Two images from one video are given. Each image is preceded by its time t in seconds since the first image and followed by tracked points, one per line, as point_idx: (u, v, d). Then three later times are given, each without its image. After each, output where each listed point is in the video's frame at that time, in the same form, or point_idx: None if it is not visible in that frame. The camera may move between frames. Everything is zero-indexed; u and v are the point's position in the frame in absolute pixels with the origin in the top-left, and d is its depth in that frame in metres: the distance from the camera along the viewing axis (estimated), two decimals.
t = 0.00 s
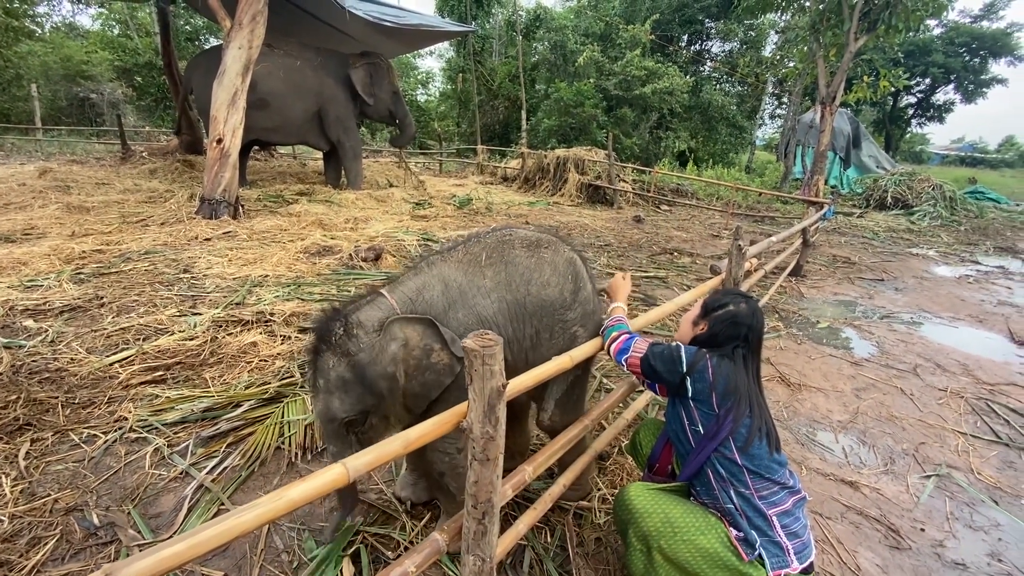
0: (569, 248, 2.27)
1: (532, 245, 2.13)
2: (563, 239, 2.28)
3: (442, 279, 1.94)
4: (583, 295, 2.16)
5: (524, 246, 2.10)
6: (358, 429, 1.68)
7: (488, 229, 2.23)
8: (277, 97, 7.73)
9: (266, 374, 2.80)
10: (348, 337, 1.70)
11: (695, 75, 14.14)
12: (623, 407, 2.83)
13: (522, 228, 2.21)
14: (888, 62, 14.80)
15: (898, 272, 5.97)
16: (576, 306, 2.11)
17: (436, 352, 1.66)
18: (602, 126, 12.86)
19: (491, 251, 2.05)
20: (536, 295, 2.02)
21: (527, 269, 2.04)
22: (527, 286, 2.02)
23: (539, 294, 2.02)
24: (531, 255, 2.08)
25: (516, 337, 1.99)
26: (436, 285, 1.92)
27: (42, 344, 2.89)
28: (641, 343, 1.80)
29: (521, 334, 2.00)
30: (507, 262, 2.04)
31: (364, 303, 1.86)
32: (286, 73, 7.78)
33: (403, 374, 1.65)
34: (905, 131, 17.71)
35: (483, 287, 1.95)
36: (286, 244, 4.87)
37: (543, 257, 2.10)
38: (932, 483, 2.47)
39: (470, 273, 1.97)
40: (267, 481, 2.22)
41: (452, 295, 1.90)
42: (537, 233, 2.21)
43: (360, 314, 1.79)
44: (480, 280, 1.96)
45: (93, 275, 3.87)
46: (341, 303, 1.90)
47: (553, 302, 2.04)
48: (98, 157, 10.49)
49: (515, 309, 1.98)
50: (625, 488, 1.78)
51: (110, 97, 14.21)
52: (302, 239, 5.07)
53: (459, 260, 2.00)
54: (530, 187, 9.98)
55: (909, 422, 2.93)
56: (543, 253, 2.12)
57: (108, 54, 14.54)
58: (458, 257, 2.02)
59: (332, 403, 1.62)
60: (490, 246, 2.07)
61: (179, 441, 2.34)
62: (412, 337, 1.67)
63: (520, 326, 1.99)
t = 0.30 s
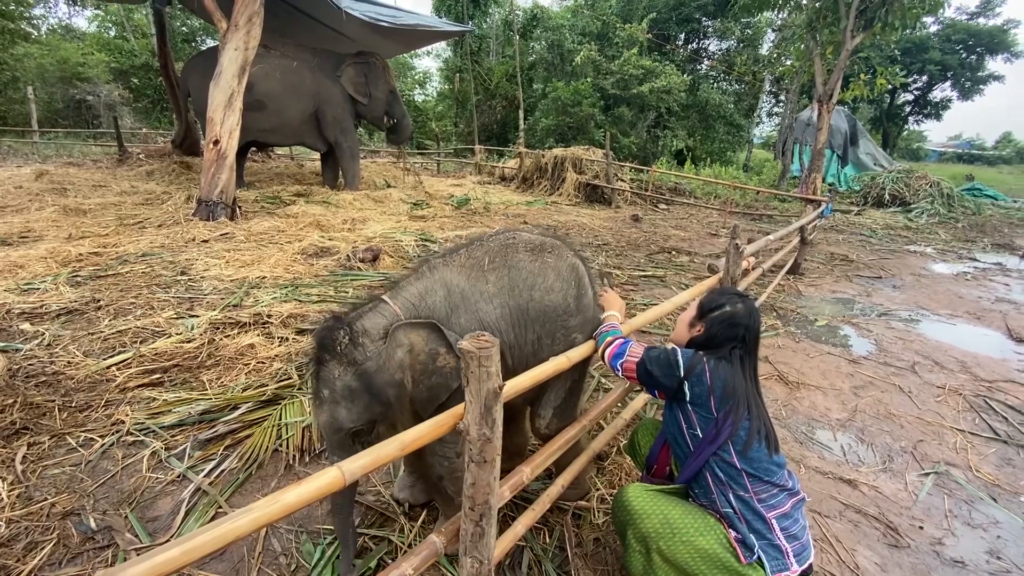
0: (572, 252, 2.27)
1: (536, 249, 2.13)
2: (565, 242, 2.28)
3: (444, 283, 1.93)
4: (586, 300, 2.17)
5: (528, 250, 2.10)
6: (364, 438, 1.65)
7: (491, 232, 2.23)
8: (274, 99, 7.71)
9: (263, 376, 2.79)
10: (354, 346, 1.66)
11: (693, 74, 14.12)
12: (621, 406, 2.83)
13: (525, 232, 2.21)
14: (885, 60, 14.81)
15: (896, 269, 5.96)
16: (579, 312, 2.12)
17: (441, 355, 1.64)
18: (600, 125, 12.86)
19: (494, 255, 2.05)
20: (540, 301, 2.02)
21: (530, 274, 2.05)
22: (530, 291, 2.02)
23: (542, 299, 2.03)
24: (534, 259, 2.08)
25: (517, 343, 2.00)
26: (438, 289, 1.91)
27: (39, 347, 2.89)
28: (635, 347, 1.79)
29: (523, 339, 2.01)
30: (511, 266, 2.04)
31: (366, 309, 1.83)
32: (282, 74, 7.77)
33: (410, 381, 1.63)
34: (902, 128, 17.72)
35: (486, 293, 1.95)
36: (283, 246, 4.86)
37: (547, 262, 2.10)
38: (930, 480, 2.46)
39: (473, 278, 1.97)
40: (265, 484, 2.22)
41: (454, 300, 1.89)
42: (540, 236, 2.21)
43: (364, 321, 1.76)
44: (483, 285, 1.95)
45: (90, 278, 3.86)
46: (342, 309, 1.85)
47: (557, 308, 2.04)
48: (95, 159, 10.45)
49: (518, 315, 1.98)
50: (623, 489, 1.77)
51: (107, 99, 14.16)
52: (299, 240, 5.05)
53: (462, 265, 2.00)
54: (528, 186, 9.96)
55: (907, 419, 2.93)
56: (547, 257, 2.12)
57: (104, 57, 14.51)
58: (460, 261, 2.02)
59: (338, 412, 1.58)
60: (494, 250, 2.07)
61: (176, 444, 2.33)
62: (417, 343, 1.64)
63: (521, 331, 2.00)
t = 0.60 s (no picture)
0: (581, 257, 2.29)
1: (547, 253, 2.15)
2: (575, 246, 2.30)
3: (455, 286, 1.93)
4: (595, 308, 2.19)
5: (540, 254, 2.12)
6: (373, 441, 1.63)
7: (501, 235, 2.23)
8: (272, 99, 7.71)
9: (262, 377, 2.78)
10: (364, 349, 1.65)
11: (691, 72, 14.10)
12: (620, 406, 2.83)
13: (536, 236, 2.23)
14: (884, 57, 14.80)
15: (895, 266, 5.96)
16: (588, 317, 2.13)
17: (451, 359, 1.62)
18: (598, 124, 12.86)
19: (506, 259, 2.06)
20: (551, 305, 2.03)
21: (541, 277, 2.06)
22: (541, 295, 2.03)
23: (553, 304, 2.03)
24: (546, 263, 2.10)
25: (526, 346, 2.00)
26: (450, 292, 1.90)
27: (37, 350, 2.88)
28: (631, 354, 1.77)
29: (531, 343, 2.01)
30: (523, 269, 2.04)
31: (376, 311, 1.80)
32: (280, 75, 7.76)
33: (419, 384, 1.62)
34: (901, 125, 17.72)
35: (498, 296, 1.95)
36: (282, 246, 4.86)
37: (559, 266, 2.12)
38: (929, 478, 2.46)
39: (485, 281, 1.97)
40: (263, 486, 2.22)
41: (466, 304, 1.89)
42: (550, 240, 2.23)
43: (374, 325, 1.74)
44: (495, 288, 1.96)
45: (88, 280, 3.86)
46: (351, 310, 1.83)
47: (568, 312, 2.06)
48: (93, 161, 10.44)
49: (529, 319, 1.99)
50: (620, 488, 1.78)
51: (104, 100, 14.14)
52: (298, 241, 5.05)
53: (474, 267, 2.00)
54: (527, 186, 9.96)
55: (907, 417, 2.93)
56: (559, 261, 2.15)
57: (102, 58, 14.49)
58: (473, 264, 2.01)
59: (347, 415, 1.56)
60: (506, 252, 2.08)
61: (174, 446, 2.32)
62: (427, 346, 1.63)
63: (531, 335, 2.00)
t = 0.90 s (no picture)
0: (579, 252, 2.31)
1: (547, 247, 2.16)
2: (572, 241, 2.32)
3: (460, 281, 1.91)
4: (595, 301, 2.22)
5: (539, 248, 2.13)
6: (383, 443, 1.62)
7: (500, 230, 2.23)
8: (272, 98, 7.70)
9: (263, 376, 2.79)
10: (381, 345, 1.61)
11: (690, 70, 14.07)
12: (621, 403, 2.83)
13: (536, 230, 2.23)
14: (884, 53, 14.77)
15: (895, 263, 5.96)
16: (587, 310, 2.16)
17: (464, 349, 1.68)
18: (598, 122, 12.83)
19: (507, 253, 2.06)
20: (552, 298, 2.05)
21: (542, 271, 2.07)
22: (542, 288, 2.04)
23: (554, 296, 2.06)
24: (546, 257, 2.11)
25: (528, 340, 2.01)
26: (455, 287, 1.89)
27: (38, 350, 2.89)
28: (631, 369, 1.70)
29: (533, 336, 2.02)
30: (523, 263, 2.05)
31: (384, 308, 1.76)
32: (279, 74, 7.76)
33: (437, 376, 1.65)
34: (901, 121, 17.69)
35: (500, 290, 1.95)
36: (282, 246, 4.85)
37: (558, 260, 2.14)
38: (930, 474, 2.47)
39: (488, 276, 1.97)
40: (265, 484, 2.22)
41: (470, 299, 1.89)
42: (548, 234, 2.24)
43: (386, 320, 1.70)
44: (498, 282, 1.96)
45: (89, 280, 3.86)
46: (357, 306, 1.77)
47: (567, 305, 2.08)
48: (92, 161, 10.45)
49: (531, 312, 2.00)
50: (624, 484, 1.79)
51: (104, 100, 14.15)
52: (298, 240, 5.05)
53: (476, 263, 1.99)
54: (527, 184, 9.95)
55: (908, 414, 2.94)
56: (558, 255, 2.17)
57: (100, 58, 14.47)
58: (475, 259, 2.00)
59: (368, 414, 1.53)
60: (506, 247, 2.07)
61: (175, 445, 2.33)
62: (440, 337, 1.67)
63: (533, 328, 2.01)
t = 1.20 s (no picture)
0: (578, 249, 2.30)
1: (546, 246, 2.15)
2: (571, 237, 2.31)
3: (459, 283, 1.90)
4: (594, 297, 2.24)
5: (540, 247, 2.12)
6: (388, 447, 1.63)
7: (498, 227, 2.20)
8: (273, 97, 7.70)
9: (264, 374, 2.79)
10: (375, 352, 1.59)
11: (692, 67, 14.04)
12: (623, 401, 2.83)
13: (535, 228, 2.22)
14: (887, 49, 14.71)
15: (897, 260, 5.95)
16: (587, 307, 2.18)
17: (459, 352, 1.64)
18: (599, 119, 12.80)
19: (508, 253, 2.05)
20: (553, 298, 2.06)
21: (544, 271, 2.07)
22: (545, 288, 2.05)
23: (556, 296, 2.06)
24: (546, 256, 2.11)
25: (529, 340, 2.03)
26: (455, 289, 1.88)
27: (41, 348, 2.89)
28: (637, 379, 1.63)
29: (535, 336, 2.04)
30: (525, 264, 2.05)
31: (381, 312, 1.74)
32: (280, 73, 7.76)
33: (432, 380, 1.63)
34: (903, 118, 17.64)
35: (502, 291, 1.95)
36: (283, 244, 4.86)
37: (559, 259, 2.14)
38: (933, 471, 2.46)
39: (490, 277, 1.96)
40: (267, 482, 2.22)
41: (472, 301, 1.89)
42: (548, 232, 2.23)
43: (382, 325, 1.67)
44: (499, 284, 1.96)
45: (91, 279, 3.87)
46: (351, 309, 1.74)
47: (569, 304, 2.10)
48: (94, 160, 10.47)
49: (533, 313, 2.01)
50: (628, 481, 1.80)
51: (105, 99, 14.16)
52: (299, 239, 5.05)
53: (476, 264, 1.98)
54: (528, 182, 9.94)
55: (910, 410, 2.93)
56: (558, 254, 2.16)
57: (101, 57, 14.48)
58: (474, 260, 1.99)
59: (361, 419, 1.54)
60: (507, 247, 2.06)
61: (178, 443, 2.33)
62: (434, 342, 1.64)
63: (535, 328, 2.03)
